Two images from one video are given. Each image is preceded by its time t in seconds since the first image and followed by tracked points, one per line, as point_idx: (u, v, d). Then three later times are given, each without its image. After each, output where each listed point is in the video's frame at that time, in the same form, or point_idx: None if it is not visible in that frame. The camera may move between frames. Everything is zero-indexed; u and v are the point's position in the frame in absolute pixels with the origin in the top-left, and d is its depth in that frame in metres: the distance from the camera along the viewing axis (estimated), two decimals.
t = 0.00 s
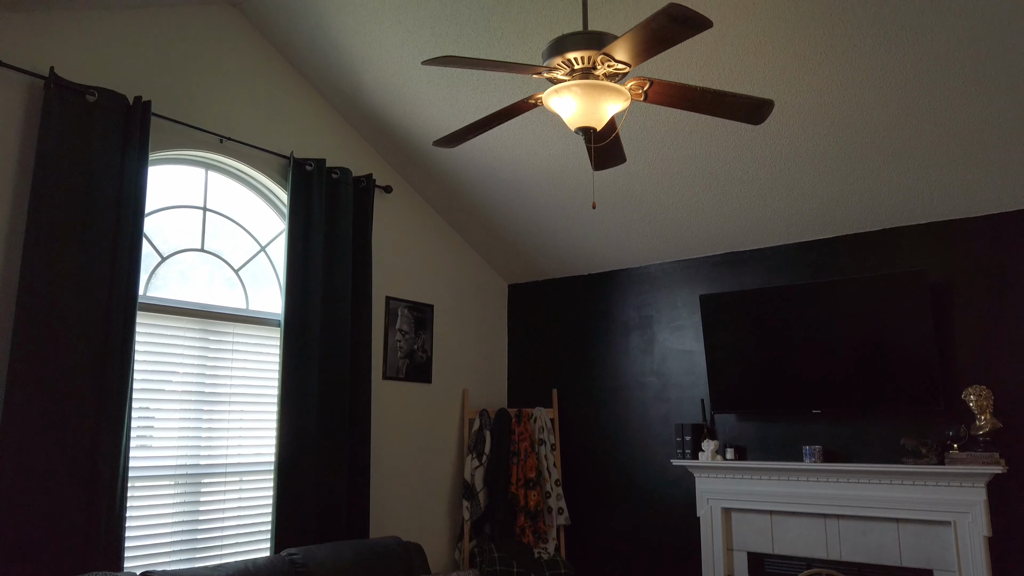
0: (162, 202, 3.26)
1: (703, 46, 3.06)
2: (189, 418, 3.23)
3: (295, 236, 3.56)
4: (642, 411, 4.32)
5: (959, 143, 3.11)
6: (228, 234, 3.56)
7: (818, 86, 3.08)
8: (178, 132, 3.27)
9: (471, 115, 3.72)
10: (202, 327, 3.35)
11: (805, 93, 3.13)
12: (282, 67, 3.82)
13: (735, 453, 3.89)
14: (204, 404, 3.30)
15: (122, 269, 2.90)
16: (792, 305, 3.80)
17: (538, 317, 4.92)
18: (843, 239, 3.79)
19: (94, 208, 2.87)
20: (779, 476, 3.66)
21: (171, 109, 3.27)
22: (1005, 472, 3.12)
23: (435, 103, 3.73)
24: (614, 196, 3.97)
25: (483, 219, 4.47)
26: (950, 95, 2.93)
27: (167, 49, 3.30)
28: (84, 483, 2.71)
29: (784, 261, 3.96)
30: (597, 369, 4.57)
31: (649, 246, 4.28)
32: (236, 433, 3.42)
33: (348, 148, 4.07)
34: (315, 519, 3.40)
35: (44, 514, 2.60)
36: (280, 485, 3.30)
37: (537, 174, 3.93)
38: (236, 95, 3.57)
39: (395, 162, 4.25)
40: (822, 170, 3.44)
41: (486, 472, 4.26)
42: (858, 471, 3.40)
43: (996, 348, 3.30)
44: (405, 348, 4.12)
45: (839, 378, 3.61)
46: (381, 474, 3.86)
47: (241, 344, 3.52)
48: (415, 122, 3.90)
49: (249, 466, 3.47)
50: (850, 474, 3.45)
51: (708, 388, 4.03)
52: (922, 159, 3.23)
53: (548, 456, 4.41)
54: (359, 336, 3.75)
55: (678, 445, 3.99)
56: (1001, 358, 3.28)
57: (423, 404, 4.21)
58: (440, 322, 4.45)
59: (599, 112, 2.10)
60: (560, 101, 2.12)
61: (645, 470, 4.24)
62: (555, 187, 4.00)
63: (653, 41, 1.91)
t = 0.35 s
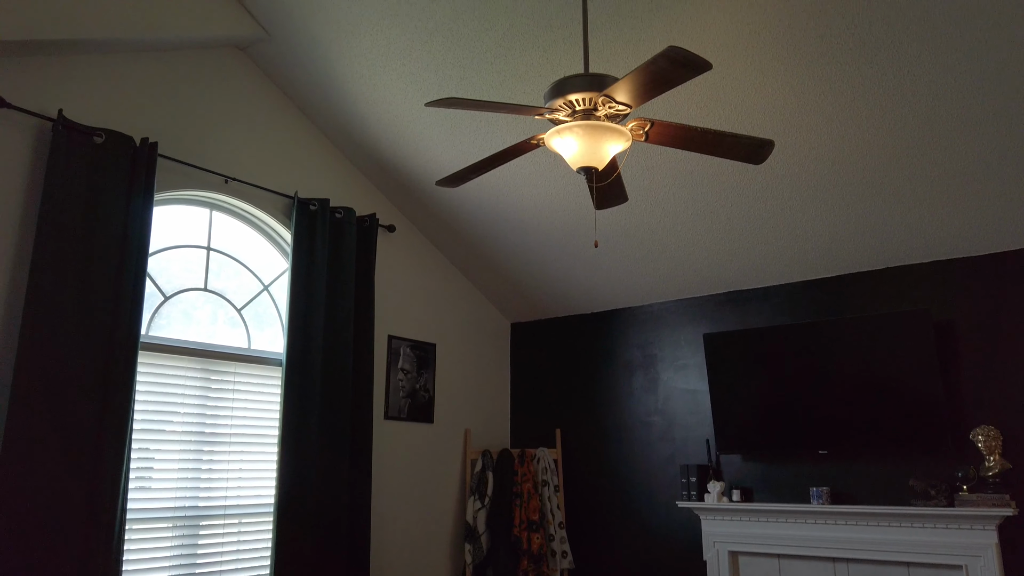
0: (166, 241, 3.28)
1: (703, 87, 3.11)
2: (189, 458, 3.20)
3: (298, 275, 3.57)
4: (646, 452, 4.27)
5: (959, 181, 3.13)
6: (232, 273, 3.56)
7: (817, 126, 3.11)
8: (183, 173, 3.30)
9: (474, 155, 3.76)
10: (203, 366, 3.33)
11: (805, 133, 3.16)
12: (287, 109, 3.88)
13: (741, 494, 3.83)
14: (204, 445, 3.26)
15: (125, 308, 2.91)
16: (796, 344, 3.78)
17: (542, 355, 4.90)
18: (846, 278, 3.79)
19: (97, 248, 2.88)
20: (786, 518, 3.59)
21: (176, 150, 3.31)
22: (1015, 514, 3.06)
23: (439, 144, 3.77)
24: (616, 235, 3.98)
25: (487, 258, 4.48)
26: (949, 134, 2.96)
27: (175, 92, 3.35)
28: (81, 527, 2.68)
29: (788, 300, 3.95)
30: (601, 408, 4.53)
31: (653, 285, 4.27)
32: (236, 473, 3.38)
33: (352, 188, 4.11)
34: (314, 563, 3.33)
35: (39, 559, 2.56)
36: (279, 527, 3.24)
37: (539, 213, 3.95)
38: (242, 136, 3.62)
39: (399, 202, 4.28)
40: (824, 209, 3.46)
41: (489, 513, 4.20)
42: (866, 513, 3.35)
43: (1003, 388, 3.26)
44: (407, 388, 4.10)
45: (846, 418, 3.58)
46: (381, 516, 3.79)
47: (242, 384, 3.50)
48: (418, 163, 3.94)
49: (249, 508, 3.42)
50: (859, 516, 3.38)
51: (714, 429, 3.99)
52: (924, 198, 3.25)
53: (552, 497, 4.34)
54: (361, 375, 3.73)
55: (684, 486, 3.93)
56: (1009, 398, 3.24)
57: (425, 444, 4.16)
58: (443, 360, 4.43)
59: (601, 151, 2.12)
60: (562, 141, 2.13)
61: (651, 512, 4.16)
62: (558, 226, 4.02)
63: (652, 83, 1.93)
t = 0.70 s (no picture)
0: (171, 281, 3.28)
1: (706, 127, 3.14)
2: (190, 501, 3.15)
3: (302, 314, 3.56)
4: (653, 493, 4.19)
5: (965, 219, 3.12)
6: (237, 312, 3.56)
7: (821, 165, 3.13)
8: (190, 213, 3.32)
9: (479, 194, 3.77)
10: (206, 406, 3.31)
11: (809, 172, 3.18)
12: (295, 150, 3.92)
13: (751, 537, 3.75)
14: (206, 486, 3.22)
15: (128, 348, 2.90)
16: (805, 383, 3.75)
17: (547, 394, 4.86)
18: (853, 316, 3.76)
19: (102, 288, 2.89)
20: (798, 562, 3.51)
21: (184, 190, 3.33)
22: None
23: (444, 183, 3.79)
24: (621, 274, 3.98)
25: (491, 296, 4.47)
26: (953, 172, 2.97)
27: (183, 134, 3.39)
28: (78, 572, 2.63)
29: (794, 338, 3.93)
30: (607, 448, 4.47)
31: (658, 323, 4.26)
32: (237, 516, 3.32)
33: (358, 228, 4.13)
34: None
35: None
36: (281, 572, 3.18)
37: (544, 251, 3.95)
38: (249, 177, 3.65)
39: (404, 241, 4.30)
40: (829, 248, 3.46)
41: (494, 557, 4.11)
42: (880, 557, 3.27)
43: (1016, 428, 3.21)
44: (411, 428, 4.05)
45: (857, 459, 3.52)
46: (383, 560, 3.71)
47: (245, 424, 3.46)
48: (423, 202, 3.96)
49: (250, 552, 3.35)
50: (872, 560, 3.31)
51: (722, 470, 3.92)
52: (928, 236, 3.25)
53: (557, 541, 4.28)
54: (364, 415, 3.69)
55: (692, 529, 3.85)
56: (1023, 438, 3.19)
57: (428, 485, 4.10)
58: (447, 399, 4.39)
59: (605, 190, 2.12)
60: (567, 181, 2.14)
61: (659, 555, 4.07)
62: (562, 265, 4.02)
63: (656, 124, 1.94)
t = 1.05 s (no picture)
0: (173, 286, 3.30)
1: (706, 132, 3.16)
2: (191, 505, 3.16)
3: (304, 318, 3.57)
4: (654, 497, 4.20)
5: (964, 223, 3.13)
6: (238, 317, 3.57)
7: (820, 170, 3.15)
8: (192, 218, 3.34)
9: (480, 200, 3.79)
10: (208, 410, 3.32)
11: (808, 177, 3.19)
12: (296, 156, 3.94)
13: (751, 541, 3.76)
14: (207, 490, 3.23)
15: (131, 353, 2.92)
16: (805, 387, 3.76)
17: (548, 398, 4.87)
18: (853, 321, 3.77)
19: (104, 293, 2.91)
20: (798, 566, 3.51)
21: (186, 196, 3.35)
22: None
23: (445, 188, 3.81)
24: (622, 278, 3.99)
25: (492, 301, 4.48)
26: (951, 178, 2.99)
27: (186, 140, 3.41)
28: None
29: (795, 343, 3.94)
30: (608, 453, 4.48)
31: (659, 328, 4.26)
32: (238, 520, 3.34)
33: (359, 233, 4.15)
34: None
35: None
36: None
37: (544, 255, 3.97)
38: (251, 182, 3.67)
39: (405, 246, 4.31)
40: (829, 252, 3.47)
41: (494, 561, 4.11)
42: (880, 561, 3.28)
43: (1016, 432, 3.22)
44: (412, 432, 4.06)
45: (857, 463, 3.53)
46: (384, 564, 3.72)
47: (246, 428, 3.48)
48: (424, 207, 3.98)
49: (250, 555, 3.37)
50: (873, 564, 3.31)
51: (723, 474, 3.93)
52: (928, 241, 3.26)
53: (558, 544, 4.28)
54: (365, 420, 3.70)
55: (693, 533, 3.85)
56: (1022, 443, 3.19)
57: (429, 490, 4.11)
58: (448, 404, 4.40)
59: (605, 196, 2.14)
60: (567, 186, 2.16)
61: (659, 560, 4.07)
62: (563, 271, 4.03)
63: (655, 130, 1.96)
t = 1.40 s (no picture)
0: (173, 286, 3.30)
1: (706, 132, 3.15)
2: (192, 504, 3.16)
3: (304, 318, 3.57)
4: (654, 497, 4.20)
5: (964, 223, 3.13)
6: (239, 317, 3.57)
7: (821, 170, 3.15)
8: (193, 218, 3.34)
9: (480, 199, 3.79)
10: (208, 410, 3.32)
11: (808, 177, 3.19)
12: (297, 155, 3.95)
13: (751, 541, 3.76)
14: (207, 490, 3.23)
15: (132, 353, 2.93)
16: (805, 387, 3.76)
17: (549, 398, 4.87)
18: (854, 321, 3.77)
19: (105, 293, 2.91)
20: (799, 566, 3.51)
21: (186, 196, 3.35)
22: None
23: (445, 188, 3.81)
24: (622, 278, 3.99)
25: (493, 300, 4.48)
26: (952, 178, 2.99)
27: (186, 139, 3.41)
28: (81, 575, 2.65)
29: (795, 342, 3.94)
30: (608, 452, 4.48)
31: (660, 328, 4.26)
32: (238, 519, 3.34)
33: (360, 233, 4.15)
34: None
35: None
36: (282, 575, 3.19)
37: (544, 255, 3.97)
38: (251, 182, 3.67)
39: (406, 246, 4.31)
40: (829, 252, 3.47)
41: (495, 561, 4.11)
42: (881, 561, 3.27)
43: (1017, 432, 3.21)
44: (412, 432, 4.06)
45: (858, 463, 3.53)
46: (384, 564, 3.72)
47: (246, 427, 3.48)
48: (424, 207, 3.98)
49: (251, 555, 3.37)
50: (873, 564, 3.31)
51: (723, 473, 3.93)
52: (928, 241, 3.26)
53: (559, 544, 4.27)
54: (365, 420, 3.71)
55: (693, 533, 3.85)
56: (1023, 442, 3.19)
57: (430, 489, 4.10)
58: (449, 403, 4.40)
59: (605, 196, 2.14)
60: (567, 186, 2.16)
61: (660, 559, 4.07)
62: (563, 271, 4.04)
63: (656, 130, 1.96)
